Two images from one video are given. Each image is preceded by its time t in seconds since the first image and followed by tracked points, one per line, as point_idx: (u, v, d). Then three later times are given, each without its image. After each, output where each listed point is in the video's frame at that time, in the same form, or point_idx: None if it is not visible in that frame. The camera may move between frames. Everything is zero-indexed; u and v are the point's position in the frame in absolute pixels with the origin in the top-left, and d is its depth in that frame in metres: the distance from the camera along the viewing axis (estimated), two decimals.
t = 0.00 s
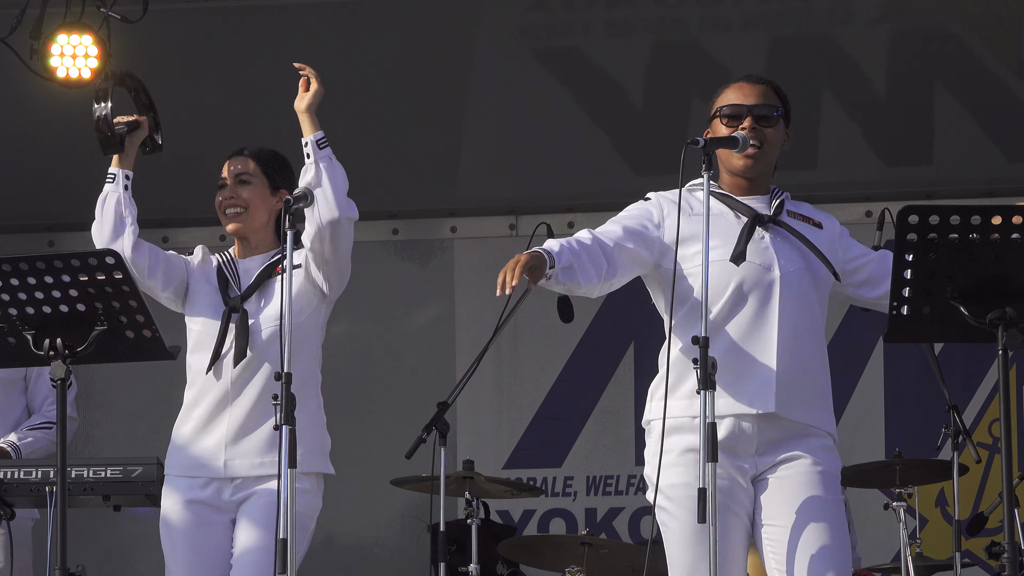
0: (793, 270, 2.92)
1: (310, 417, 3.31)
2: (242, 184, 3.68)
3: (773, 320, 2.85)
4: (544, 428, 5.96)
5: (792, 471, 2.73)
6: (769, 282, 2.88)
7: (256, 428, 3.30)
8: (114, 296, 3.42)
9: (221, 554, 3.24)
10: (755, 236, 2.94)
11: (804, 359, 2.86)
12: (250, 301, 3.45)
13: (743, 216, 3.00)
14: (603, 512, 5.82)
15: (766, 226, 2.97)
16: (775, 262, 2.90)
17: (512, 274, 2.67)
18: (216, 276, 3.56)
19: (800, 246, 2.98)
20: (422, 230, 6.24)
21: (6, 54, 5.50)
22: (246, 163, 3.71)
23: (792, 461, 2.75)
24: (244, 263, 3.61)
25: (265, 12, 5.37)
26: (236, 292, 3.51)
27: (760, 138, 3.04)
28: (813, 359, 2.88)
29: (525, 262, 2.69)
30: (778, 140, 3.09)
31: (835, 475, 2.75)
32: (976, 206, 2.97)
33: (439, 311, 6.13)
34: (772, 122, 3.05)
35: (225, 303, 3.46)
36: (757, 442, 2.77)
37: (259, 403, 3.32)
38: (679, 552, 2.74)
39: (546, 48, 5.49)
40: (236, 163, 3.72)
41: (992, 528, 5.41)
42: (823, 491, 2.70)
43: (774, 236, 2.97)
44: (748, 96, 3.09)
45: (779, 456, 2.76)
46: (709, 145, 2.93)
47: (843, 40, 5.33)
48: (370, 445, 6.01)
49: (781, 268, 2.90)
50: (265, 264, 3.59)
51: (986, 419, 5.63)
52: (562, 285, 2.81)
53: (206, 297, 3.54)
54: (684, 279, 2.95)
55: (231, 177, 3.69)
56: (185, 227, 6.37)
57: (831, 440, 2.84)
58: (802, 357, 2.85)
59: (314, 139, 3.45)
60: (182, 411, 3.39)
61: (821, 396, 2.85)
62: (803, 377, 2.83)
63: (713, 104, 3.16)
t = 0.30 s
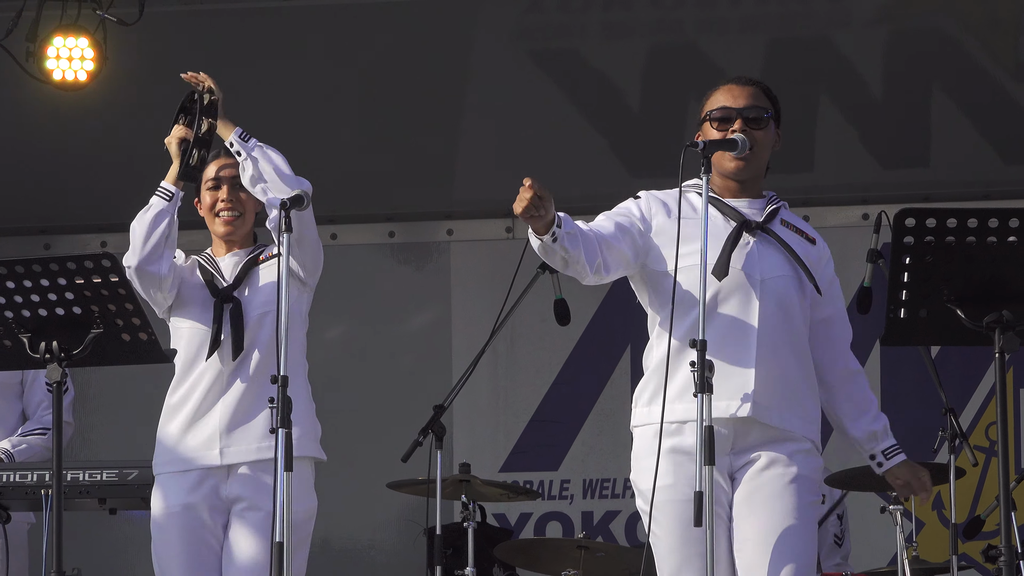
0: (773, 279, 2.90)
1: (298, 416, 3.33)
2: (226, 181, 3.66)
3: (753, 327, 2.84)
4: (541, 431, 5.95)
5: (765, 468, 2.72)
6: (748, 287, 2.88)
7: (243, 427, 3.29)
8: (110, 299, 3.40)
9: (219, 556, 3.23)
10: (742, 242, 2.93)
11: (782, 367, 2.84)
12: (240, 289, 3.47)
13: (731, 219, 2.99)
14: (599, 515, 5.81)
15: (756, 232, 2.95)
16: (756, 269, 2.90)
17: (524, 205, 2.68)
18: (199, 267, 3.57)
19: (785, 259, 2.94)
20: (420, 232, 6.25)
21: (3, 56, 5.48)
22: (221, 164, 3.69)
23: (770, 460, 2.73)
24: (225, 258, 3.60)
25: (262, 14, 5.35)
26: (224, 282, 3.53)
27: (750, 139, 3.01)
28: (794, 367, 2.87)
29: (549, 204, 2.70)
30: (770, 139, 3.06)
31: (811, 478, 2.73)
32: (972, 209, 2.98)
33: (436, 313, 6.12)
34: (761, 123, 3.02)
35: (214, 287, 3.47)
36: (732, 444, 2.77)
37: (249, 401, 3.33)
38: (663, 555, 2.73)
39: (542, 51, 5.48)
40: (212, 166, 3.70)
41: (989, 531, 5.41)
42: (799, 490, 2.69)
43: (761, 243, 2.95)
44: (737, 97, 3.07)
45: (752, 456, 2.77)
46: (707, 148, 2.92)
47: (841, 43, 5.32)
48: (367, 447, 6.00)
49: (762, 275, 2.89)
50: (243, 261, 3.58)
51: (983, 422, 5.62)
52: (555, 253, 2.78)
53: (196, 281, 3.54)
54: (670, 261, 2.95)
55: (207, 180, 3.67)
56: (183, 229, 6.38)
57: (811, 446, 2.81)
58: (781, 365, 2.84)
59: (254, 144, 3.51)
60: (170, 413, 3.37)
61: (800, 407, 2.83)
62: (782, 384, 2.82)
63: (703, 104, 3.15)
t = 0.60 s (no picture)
0: (752, 284, 2.88)
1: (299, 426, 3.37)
2: (266, 180, 3.62)
3: (726, 333, 2.84)
4: (536, 433, 5.95)
5: (750, 472, 2.72)
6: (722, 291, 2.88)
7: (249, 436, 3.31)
8: (105, 300, 3.38)
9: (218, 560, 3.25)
10: (727, 242, 2.95)
11: (758, 375, 2.82)
12: (262, 317, 3.46)
13: (725, 217, 2.99)
14: (594, 517, 5.80)
15: (745, 236, 2.95)
16: (733, 274, 2.90)
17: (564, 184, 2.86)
18: (209, 260, 3.54)
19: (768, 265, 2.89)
20: (418, 233, 6.26)
21: None
22: (261, 160, 3.66)
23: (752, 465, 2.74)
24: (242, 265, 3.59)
25: (257, 15, 5.34)
26: (243, 308, 3.51)
27: (752, 141, 3.01)
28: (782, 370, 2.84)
29: (592, 192, 2.88)
30: (775, 142, 3.05)
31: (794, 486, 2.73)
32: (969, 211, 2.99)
33: (431, 314, 6.12)
34: (766, 126, 3.01)
35: (230, 304, 3.45)
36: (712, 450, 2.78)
37: (248, 407, 3.33)
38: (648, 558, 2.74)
39: (537, 52, 5.48)
40: (250, 161, 3.66)
41: (984, 533, 5.40)
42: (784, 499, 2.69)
43: (745, 249, 2.94)
44: (753, 98, 3.07)
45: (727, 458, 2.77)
46: (702, 149, 2.92)
47: (837, 44, 5.32)
48: (362, 449, 5.99)
49: (738, 281, 2.89)
50: (261, 277, 3.58)
51: (978, 423, 5.62)
52: (573, 247, 2.92)
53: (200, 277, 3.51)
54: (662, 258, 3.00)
55: (244, 174, 3.64)
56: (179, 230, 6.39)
57: (793, 452, 2.78)
58: (758, 373, 2.83)
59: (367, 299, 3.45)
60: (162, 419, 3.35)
61: (780, 415, 2.80)
62: (758, 391, 2.80)
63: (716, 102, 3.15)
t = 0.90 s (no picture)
0: (731, 267, 2.89)
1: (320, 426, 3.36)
2: (292, 166, 3.56)
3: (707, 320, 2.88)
4: (532, 433, 5.94)
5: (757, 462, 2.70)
6: (704, 280, 2.92)
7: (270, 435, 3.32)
8: (101, 299, 3.38)
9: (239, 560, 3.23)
10: (714, 230, 2.98)
11: (738, 362, 2.84)
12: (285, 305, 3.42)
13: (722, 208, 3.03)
14: (589, 517, 5.80)
15: (731, 222, 2.96)
16: (713, 258, 2.92)
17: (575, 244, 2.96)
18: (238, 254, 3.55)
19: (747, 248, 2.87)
20: (410, 233, 6.23)
21: None
22: (289, 147, 3.60)
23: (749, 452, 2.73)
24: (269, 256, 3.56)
25: (252, 14, 5.33)
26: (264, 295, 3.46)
27: (748, 140, 3.00)
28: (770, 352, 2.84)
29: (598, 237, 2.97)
30: (775, 138, 3.02)
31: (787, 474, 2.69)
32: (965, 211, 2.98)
33: (427, 314, 6.10)
34: (762, 123, 2.99)
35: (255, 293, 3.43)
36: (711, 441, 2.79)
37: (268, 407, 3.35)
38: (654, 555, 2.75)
39: (534, 52, 5.47)
40: (279, 148, 3.61)
41: (980, 534, 5.40)
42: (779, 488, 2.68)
43: (732, 234, 2.95)
44: (753, 95, 3.06)
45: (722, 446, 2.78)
46: (698, 149, 2.91)
47: (833, 44, 5.31)
48: (357, 449, 5.97)
49: (717, 265, 2.91)
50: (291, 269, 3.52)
51: (974, 424, 5.62)
52: (600, 290, 3.03)
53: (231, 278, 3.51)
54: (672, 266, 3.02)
55: (272, 161, 3.59)
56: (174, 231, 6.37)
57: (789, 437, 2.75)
58: (738, 360, 2.84)
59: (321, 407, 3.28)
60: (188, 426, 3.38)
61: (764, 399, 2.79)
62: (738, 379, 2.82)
63: (723, 98, 3.15)
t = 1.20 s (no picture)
0: (739, 271, 2.85)
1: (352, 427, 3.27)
2: (290, 176, 3.52)
3: (722, 331, 2.83)
4: (527, 433, 5.93)
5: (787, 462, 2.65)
6: (716, 291, 2.88)
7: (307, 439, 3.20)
8: (95, 298, 3.36)
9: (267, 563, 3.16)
10: (718, 243, 2.96)
11: (760, 360, 2.76)
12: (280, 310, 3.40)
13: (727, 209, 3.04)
14: (585, 517, 5.79)
15: (730, 229, 2.94)
16: (721, 269, 2.88)
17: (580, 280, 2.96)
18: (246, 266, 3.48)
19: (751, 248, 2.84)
20: (405, 233, 6.23)
21: None
22: (289, 156, 3.56)
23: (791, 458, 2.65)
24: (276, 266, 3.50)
25: (248, 13, 5.32)
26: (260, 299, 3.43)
27: (742, 141, 2.99)
28: (792, 346, 2.75)
29: (597, 262, 2.94)
30: (770, 140, 3.01)
31: (825, 471, 2.63)
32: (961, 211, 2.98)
33: (423, 313, 6.10)
34: (756, 125, 2.98)
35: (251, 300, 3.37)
36: (747, 447, 2.73)
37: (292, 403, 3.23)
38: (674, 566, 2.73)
39: (530, 51, 5.47)
40: (281, 156, 3.57)
41: (976, 534, 5.40)
42: (816, 492, 2.61)
43: (734, 241, 2.92)
44: (747, 97, 3.05)
45: (762, 450, 2.70)
46: (695, 148, 2.90)
47: (829, 44, 5.32)
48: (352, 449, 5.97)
49: (725, 273, 2.87)
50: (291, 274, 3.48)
51: (970, 424, 5.62)
52: (616, 321, 2.99)
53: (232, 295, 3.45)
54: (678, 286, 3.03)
55: (273, 169, 3.55)
56: (170, 231, 6.38)
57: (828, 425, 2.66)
58: (760, 360, 2.76)
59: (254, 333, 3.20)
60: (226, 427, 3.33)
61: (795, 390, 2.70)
62: (764, 376, 2.74)
63: (717, 101, 3.14)
